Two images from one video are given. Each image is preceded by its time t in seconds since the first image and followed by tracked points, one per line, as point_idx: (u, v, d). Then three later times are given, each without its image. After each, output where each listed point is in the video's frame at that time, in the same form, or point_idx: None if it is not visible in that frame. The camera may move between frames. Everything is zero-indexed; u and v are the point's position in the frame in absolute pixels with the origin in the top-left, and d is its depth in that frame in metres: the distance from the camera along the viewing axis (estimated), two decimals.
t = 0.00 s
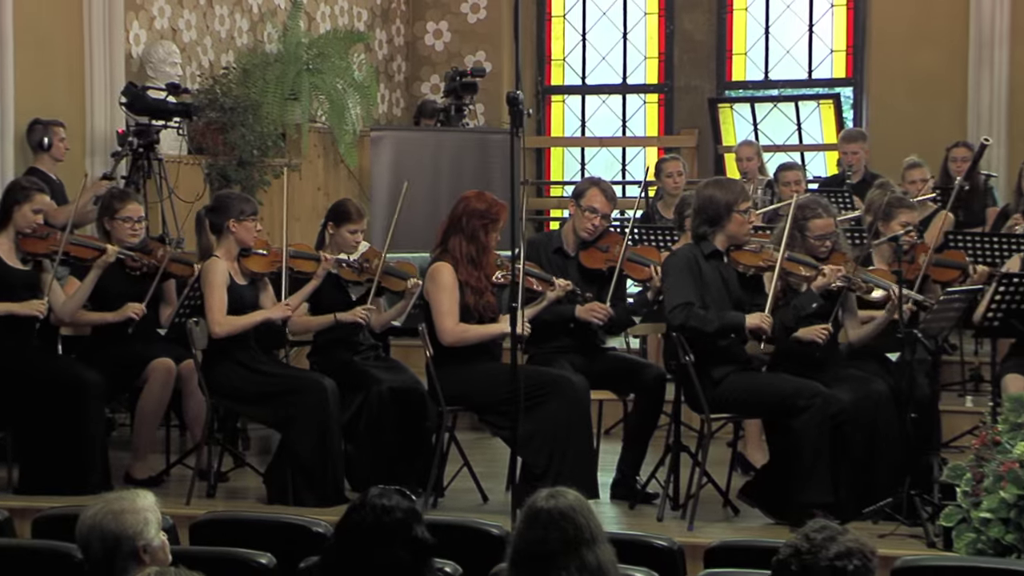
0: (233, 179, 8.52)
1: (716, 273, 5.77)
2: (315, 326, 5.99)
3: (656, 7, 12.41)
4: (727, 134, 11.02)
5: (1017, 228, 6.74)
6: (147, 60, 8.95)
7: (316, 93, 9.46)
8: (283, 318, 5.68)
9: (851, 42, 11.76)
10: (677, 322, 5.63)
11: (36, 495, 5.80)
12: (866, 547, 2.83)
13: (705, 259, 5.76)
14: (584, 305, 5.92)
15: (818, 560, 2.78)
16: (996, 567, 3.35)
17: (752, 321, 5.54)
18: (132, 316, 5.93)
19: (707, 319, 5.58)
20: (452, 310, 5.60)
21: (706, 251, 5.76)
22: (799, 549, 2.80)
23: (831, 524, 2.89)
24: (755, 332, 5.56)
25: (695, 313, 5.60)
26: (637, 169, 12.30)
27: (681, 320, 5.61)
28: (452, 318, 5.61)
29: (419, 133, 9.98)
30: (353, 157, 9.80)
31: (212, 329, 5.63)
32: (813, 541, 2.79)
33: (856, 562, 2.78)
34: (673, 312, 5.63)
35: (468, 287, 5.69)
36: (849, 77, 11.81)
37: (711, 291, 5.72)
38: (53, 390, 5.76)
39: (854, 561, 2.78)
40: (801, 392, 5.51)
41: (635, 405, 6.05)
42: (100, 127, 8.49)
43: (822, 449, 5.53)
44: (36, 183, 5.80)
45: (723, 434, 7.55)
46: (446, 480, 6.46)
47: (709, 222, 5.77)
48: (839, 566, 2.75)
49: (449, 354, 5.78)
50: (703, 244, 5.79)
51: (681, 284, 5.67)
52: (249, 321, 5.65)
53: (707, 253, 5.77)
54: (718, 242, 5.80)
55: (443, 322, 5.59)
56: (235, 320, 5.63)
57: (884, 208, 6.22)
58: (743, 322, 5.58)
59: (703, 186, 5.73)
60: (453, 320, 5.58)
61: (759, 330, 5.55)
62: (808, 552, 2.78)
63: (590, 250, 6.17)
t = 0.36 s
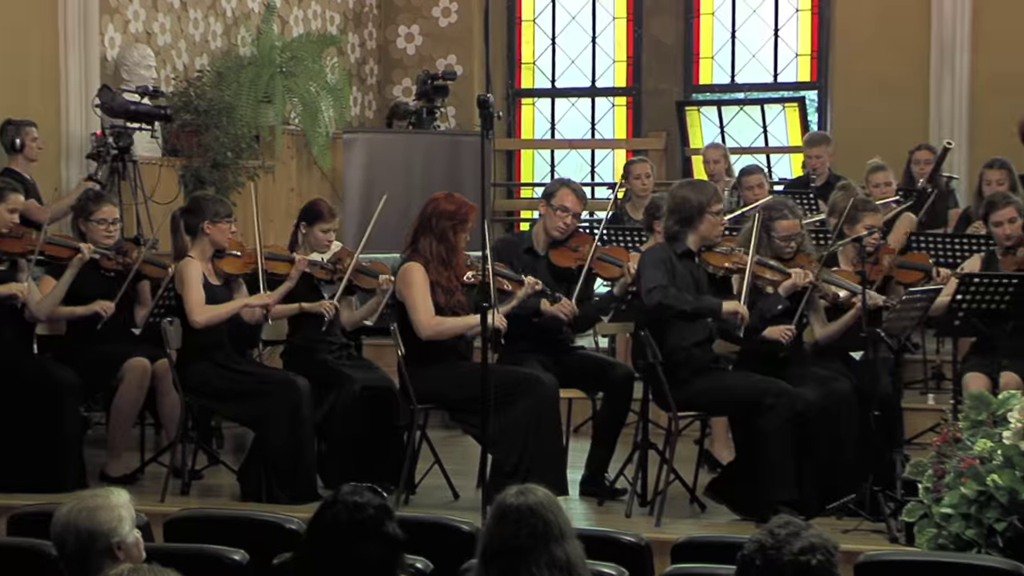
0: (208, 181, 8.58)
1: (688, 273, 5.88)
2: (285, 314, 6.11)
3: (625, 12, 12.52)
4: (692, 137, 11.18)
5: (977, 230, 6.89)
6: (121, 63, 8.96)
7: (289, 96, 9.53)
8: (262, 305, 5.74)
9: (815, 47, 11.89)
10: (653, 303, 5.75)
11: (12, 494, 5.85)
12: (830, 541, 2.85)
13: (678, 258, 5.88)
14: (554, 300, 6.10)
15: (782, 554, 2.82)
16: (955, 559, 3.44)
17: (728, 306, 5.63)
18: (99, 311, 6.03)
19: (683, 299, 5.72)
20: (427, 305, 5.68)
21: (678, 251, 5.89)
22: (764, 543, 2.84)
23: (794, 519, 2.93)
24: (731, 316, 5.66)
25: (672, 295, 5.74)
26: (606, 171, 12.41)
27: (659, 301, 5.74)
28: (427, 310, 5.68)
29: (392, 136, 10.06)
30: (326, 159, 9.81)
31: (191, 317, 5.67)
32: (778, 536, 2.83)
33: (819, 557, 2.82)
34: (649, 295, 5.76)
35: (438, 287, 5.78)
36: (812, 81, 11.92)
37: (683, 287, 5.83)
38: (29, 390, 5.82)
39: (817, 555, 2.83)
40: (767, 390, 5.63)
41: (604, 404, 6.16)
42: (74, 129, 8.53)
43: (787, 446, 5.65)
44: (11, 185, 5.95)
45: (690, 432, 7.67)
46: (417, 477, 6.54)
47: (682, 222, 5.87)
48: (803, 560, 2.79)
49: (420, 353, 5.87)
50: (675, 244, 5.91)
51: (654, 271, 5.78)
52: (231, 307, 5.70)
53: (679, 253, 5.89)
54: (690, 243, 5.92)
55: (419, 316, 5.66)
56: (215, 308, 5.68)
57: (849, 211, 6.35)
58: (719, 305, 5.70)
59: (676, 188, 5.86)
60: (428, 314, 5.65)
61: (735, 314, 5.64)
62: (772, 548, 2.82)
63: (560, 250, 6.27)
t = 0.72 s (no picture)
0: (181, 182, 8.65)
1: (657, 276, 5.94)
2: (259, 325, 6.12)
3: (592, 17, 12.62)
4: (659, 139, 11.29)
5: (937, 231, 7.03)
6: (95, 67, 9.01)
7: (262, 99, 9.59)
8: (230, 321, 5.80)
9: (779, 50, 12.07)
10: (612, 324, 5.81)
11: None
12: (792, 535, 2.88)
13: (647, 263, 5.93)
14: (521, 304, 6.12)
15: (744, 550, 2.84)
16: (915, 554, 3.57)
17: (683, 333, 5.67)
18: (82, 319, 6.09)
19: (640, 327, 5.75)
20: (393, 310, 5.78)
21: (647, 256, 5.93)
22: (727, 539, 2.86)
23: (757, 514, 2.96)
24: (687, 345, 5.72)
25: (630, 319, 5.79)
26: (573, 173, 12.53)
27: (617, 323, 5.80)
28: (392, 316, 5.78)
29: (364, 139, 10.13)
30: (298, 160, 9.91)
31: (160, 329, 5.77)
32: (741, 531, 2.85)
33: (781, 552, 2.83)
34: (609, 313, 5.82)
35: (409, 287, 5.86)
36: (776, 85, 12.08)
37: (648, 295, 5.88)
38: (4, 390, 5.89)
39: (779, 551, 2.84)
40: (731, 388, 5.74)
41: (571, 402, 6.27)
42: (49, 132, 8.58)
43: (751, 443, 5.77)
44: None
45: (655, 429, 7.80)
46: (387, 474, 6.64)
47: (655, 225, 5.91)
48: (765, 555, 2.81)
49: (390, 352, 5.97)
50: (646, 248, 5.95)
51: (619, 284, 5.84)
52: (199, 320, 5.77)
53: (649, 256, 5.94)
54: (660, 246, 5.96)
55: (385, 321, 5.77)
56: (183, 320, 5.77)
57: (812, 213, 6.50)
58: (674, 333, 5.75)
59: (650, 192, 5.86)
60: (393, 320, 5.76)
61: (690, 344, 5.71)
62: (735, 542, 2.84)
63: (527, 248, 6.41)
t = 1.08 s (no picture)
0: (153, 184, 8.70)
1: (626, 278, 6.08)
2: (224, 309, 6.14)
3: (559, 22, 12.79)
4: (625, 142, 11.67)
5: (896, 233, 7.18)
6: (68, 70, 9.05)
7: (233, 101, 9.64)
8: (208, 309, 5.91)
9: (742, 55, 12.20)
10: (585, 318, 5.99)
11: None
12: (753, 532, 2.96)
13: (617, 265, 6.08)
14: (488, 297, 6.27)
15: (707, 545, 2.91)
16: (870, 547, 3.66)
17: (655, 326, 5.85)
18: (50, 303, 6.17)
19: (613, 321, 5.95)
20: (363, 309, 5.87)
21: (617, 258, 6.08)
22: (689, 534, 2.94)
23: (719, 511, 3.03)
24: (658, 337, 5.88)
25: (603, 313, 5.97)
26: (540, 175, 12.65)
27: (590, 317, 5.97)
28: (363, 315, 5.88)
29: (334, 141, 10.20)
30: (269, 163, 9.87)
31: (138, 321, 5.82)
32: (703, 527, 2.93)
33: (743, 546, 2.92)
34: (582, 309, 5.99)
35: (378, 288, 5.97)
36: (739, 88, 12.21)
37: (619, 295, 6.03)
38: None
39: (741, 545, 2.93)
40: (695, 387, 5.87)
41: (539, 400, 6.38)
42: (23, 135, 8.62)
43: (714, 440, 5.90)
44: None
45: (621, 426, 7.92)
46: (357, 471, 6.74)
47: (628, 229, 6.05)
48: (728, 550, 2.89)
49: (361, 351, 6.07)
50: (616, 250, 6.10)
51: (591, 281, 6.00)
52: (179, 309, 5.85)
53: (619, 259, 6.09)
54: (631, 250, 6.10)
55: (355, 321, 5.87)
56: (162, 311, 5.83)
57: (774, 215, 6.73)
58: (646, 326, 5.92)
59: (624, 196, 6.01)
60: (363, 319, 5.85)
61: (661, 336, 5.87)
62: (697, 538, 2.92)
63: (491, 247, 6.52)
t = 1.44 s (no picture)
0: (127, 186, 8.77)
1: (592, 274, 6.18)
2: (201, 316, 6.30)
3: (527, 26, 12.88)
4: (591, 143, 11.80)
5: (857, 234, 7.34)
6: (43, 73, 9.12)
7: (206, 104, 9.72)
8: (176, 319, 5.95)
9: (707, 59, 12.36)
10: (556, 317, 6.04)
11: None
12: (717, 527, 2.95)
13: (582, 260, 6.17)
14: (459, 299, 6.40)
15: (672, 540, 2.90)
16: (835, 543, 3.70)
17: (625, 319, 5.96)
18: (22, 323, 6.17)
19: (584, 315, 6.01)
20: (338, 306, 5.96)
21: (582, 254, 6.18)
22: (654, 530, 2.93)
23: (684, 507, 3.03)
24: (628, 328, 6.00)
25: (574, 308, 6.03)
26: (510, 177, 12.76)
27: (562, 314, 6.02)
28: (337, 313, 5.96)
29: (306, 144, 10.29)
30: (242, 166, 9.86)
31: (106, 327, 5.91)
32: (669, 523, 2.92)
33: (708, 542, 2.91)
34: (553, 308, 6.04)
35: (351, 287, 6.06)
36: (704, 92, 12.37)
37: (586, 291, 6.13)
38: None
39: (706, 540, 2.91)
40: (660, 385, 6.00)
41: (508, 398, 6.50)
42: None
43: (679, 437, 6.01)
44: None
45: (588, 424, 8.05)
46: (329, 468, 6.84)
47: (589, 225, 6.17)
48: (692, 545, 2.88)
49: (331, 351, 6.16)
50: (580, 246, 6.20)
51: (559, 280, 6.07)
52: (146, 319, 5.92)
53: (584, 255, 6.18)
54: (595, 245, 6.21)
55: (329, 319, 5.95)
56: (129, 320, 5.91)
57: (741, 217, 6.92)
58: (615, 319, 6.01)
59: (583, 194, 6.16)
60: (337, 317, 5.94)
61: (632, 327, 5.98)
62: (662, 533, 2.91)
63: (457, 247, 6.61)
